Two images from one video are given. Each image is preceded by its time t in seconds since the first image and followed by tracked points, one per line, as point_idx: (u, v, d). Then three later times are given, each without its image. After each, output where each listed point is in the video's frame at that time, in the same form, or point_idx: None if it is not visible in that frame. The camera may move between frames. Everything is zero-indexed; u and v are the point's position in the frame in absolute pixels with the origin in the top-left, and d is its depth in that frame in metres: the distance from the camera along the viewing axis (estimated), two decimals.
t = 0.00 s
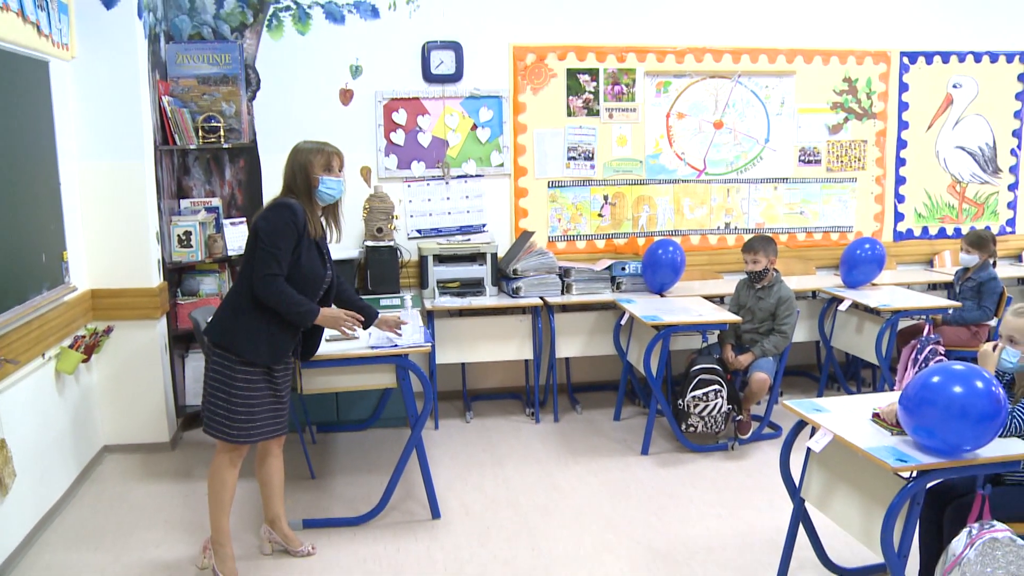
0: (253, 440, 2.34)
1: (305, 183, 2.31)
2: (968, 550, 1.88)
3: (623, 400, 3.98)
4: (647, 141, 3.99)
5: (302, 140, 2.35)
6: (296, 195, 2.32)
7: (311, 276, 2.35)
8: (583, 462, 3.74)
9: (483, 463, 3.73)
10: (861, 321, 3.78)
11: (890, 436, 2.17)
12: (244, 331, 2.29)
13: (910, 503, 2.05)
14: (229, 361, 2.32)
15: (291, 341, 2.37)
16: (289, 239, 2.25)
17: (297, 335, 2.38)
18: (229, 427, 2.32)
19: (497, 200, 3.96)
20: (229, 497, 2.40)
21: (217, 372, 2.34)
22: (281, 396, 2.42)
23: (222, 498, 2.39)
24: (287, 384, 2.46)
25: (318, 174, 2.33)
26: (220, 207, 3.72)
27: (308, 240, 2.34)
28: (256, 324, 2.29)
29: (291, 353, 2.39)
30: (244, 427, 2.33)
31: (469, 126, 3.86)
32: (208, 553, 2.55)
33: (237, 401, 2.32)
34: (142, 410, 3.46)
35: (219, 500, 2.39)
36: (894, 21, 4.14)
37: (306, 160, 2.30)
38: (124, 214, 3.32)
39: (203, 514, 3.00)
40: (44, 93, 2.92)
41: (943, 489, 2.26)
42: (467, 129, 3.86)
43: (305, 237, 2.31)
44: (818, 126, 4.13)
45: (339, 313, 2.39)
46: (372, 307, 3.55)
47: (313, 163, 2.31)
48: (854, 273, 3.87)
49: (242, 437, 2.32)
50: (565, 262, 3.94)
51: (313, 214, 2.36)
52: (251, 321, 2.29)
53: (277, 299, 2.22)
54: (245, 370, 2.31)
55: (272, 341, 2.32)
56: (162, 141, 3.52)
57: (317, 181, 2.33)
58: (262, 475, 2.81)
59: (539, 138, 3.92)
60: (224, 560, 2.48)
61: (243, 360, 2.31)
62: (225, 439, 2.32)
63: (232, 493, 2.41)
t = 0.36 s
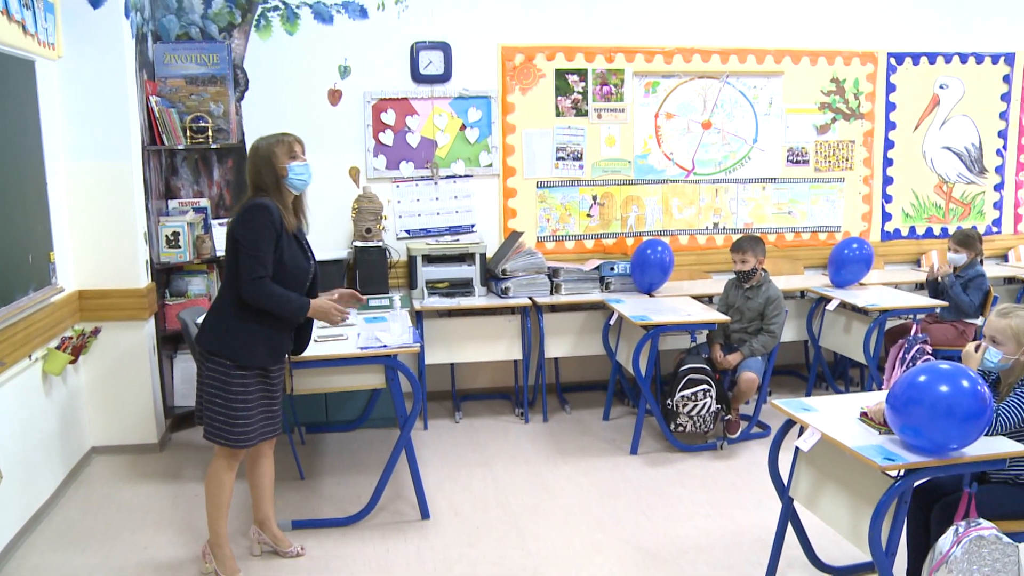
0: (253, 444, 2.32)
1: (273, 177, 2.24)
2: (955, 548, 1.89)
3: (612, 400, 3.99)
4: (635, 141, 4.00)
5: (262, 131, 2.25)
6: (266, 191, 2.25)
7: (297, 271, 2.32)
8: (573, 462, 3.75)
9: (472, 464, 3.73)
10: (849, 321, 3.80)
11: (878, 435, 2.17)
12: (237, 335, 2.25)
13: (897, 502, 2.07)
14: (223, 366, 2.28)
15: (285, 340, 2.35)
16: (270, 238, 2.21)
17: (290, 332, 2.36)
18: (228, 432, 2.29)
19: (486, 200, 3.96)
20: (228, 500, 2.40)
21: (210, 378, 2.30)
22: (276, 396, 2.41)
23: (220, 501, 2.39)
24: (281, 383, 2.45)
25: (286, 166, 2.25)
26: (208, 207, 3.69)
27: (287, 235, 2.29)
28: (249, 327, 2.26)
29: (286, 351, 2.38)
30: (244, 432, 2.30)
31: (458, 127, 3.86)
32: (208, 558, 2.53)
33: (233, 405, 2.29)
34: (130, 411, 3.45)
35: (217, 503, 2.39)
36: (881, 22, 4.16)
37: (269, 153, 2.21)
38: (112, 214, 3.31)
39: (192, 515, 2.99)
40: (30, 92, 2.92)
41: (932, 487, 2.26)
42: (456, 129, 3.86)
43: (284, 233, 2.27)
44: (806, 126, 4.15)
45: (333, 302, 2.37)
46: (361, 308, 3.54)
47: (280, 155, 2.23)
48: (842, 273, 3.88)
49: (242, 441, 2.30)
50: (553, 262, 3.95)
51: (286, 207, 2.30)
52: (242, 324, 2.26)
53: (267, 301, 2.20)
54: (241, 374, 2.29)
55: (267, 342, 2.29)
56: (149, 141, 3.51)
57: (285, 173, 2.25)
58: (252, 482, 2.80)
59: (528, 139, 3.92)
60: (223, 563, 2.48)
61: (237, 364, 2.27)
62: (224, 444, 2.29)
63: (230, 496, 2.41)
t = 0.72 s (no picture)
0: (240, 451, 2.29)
1: (230, 181, 2.18)
2: (942, 546, 1.90)
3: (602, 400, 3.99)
4: (623, 141, 4.01)
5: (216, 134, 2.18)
6: (226, 194, 2.20)
7: (268, 271, 2.28)
8: (562, 462, 3.75)
9: (461, 464, 3.72)
10: (837, 321, 3.81)
11: (865, 434, 2.17)
12: (219, 341, 2.22)
13: (884, 499, 2.06)
14: (206, 375, 2.23)
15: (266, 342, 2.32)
16: (237, 241, 2.17)
17: (271, 327, 2.34)
18: (213, 444, 2.24)
19: (475, 200, 3.96)
20: (206, 514, 2.32)
21: (193, 388, 2.25)
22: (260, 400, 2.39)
23: (199, 516, 2.30)
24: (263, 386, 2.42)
25: (245, 169, 2.19)
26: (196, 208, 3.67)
27: (253, 237, 2.25)
28: (230, 332, 2.23)
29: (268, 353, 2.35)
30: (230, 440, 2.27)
31: (446, 127, 3.86)
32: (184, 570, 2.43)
33: (218, 414, 2.25)
34: (118, 412, 3.44)
35: (195, 519, 2.30)
36: (868, 23, 4.17)
37: (226, 157, 2.15)
38: (100, 215, 3.30)
39: (179, 518, 2.97)
40: (16, 93, 2.90)
41: (918, 486, 2.27)
42: (444, 129, 3.86)
43: (250, 234, 2.22)
44: (794, 127, 4.16)
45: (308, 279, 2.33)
46: (349, 308, 3.53)
47: (238, 158, 2.17)
48: (830, 273, 3.90)
49: (227, 452, 2.27)
50: (542, 262, 3.95)
51: (249, 209, 2.25)
52: (223, 330, 2.22)
53: (242, 304, 2.17)
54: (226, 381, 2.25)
55: (250, 346, 2.26)
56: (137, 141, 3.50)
57: (244, 176, 2.20)
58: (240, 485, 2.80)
59: (516, 139, 3.93)
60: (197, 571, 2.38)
61: (221, 371, 2.23)
62: (210, 455, 2.25)
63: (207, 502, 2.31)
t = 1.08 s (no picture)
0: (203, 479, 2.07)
1: (167, 189, 1.92)
2: (929, 544, 1.90)
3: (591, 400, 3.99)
4: (612, 141, 4.02)
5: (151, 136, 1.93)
6: (162, 204, 1.93)
7: (214, 287, 2.03)
8: (551, 462, 3.75)
9: (450, 464, 3.72)
10: (825, 321, 3.82)
11: (853, 433, 2.17)
12: (172, 365, 1.96)
13: (872, 499, 2.07)
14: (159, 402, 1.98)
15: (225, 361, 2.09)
16: (178, 255, 1.90)
17: (227, 344, 2.10)
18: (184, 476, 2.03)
19: (463, 201, 3.96)
20: (174, 549, 2.12)
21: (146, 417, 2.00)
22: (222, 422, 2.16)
23: (166, 552, 2.10)
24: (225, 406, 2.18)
25: (184, 174, 1.94)
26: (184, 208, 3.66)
27: (196, 249, 1.99)
28: (182, 354, 1.97)
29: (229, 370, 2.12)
30: (193, 469, 2.04)
31: (435, 127, 3.86)
32: None
33: (177, 442, 2.01)
34: (106, 413, 3.43)
35: (163, 558, 2.10)
36: (855, 24, 4.19)
37: (164, 161, 1.90)
38: (87, 216, 3.29)
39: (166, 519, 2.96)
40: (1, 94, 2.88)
41: (906, 485, 2.27)
42: (433, 130, 3.86)
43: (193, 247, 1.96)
44: (782, 127, 4.18)
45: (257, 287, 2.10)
46: (337, 309, 3.52)
47: (176, 161, 1.91)
48: (818, 273, 3.91)
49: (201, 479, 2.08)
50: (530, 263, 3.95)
51: (190, 218, 1.99)
52: (174, 352, 1.97)
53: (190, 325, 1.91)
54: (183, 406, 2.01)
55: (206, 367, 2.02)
56: (124, 141, 3.49)
57: (184, 182, 1.94)
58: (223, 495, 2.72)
59: (505, 139, 3.93)
60: None
61: (177, 398, 1.99)
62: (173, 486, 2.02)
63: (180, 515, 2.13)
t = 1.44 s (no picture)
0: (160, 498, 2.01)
1: (112, 193, 1.90)
2: (918, 543, 1.91)
3: (581, 400, 3.99)
4: (601, 141, 4.02)
5: (94, 137, 1.90)
6: (110, 208, 1.91)
7: (172, 292, 2.01)
8: (541, 462, 3.75)
9: (440, 464, 3.72)
10: (814, 320, 3.83)
11: (842, 433, 2.17)
12: (125, 379, 1.94)
13: (860, 498, 2.08)
14: (114, 417, 1.97)
15: (183, 372, 2.05)
16: (127, 261, 1.88)
17: (186, 352, 2.09)
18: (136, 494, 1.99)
19: (453, 201, 3.96)
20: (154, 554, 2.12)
21: (102, 433, 1.99)
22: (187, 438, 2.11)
23: (147, 559, 2.11)
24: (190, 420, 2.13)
25: (130, 174, 1.91)
26: (172, 209, 3.65)
27: (151, 254, 1.96)
28: (135, 368, 1.95)
29: (190, 382, 2.08)
30: (148, 487, 2.00)
31: (424, 127, 3.86)
32: None
33: (129, 460, 1.98)
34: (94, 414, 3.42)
35: (144, 565, 2.11)
36: (844, 25, 4.20)
37: (106, 161, 1.88)
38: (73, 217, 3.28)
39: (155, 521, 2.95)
40: None
41: (894, 484, 2.28)
42: (422, 130, 3.86)
43: (146, 251, 1.94)
44: (770, 127, 4.19)
45: (219, 298, 2.12)
46: (325, 309, 3.51)
47: (121, 160, 1.89)
48: (807, 272, 3.92)
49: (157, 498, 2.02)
50: (520, 263, 3.95)
51: (142, 220, 1.97)
52: (128, 366, 1.95)
53: (140, 336, 1.89)
54: (138, 420, 1.97)
55: (161, 379, 1.98)
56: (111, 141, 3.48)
57: (132, 182, 1.92)
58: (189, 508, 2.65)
59: (494, 140, 3.93)
60: None
61: (131, 413, 1.96)
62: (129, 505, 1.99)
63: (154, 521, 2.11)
